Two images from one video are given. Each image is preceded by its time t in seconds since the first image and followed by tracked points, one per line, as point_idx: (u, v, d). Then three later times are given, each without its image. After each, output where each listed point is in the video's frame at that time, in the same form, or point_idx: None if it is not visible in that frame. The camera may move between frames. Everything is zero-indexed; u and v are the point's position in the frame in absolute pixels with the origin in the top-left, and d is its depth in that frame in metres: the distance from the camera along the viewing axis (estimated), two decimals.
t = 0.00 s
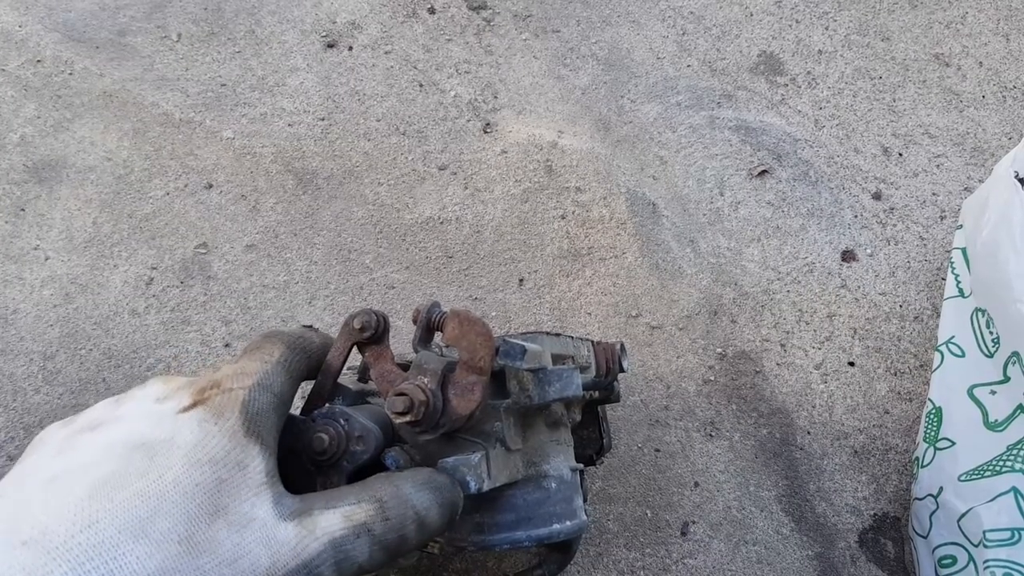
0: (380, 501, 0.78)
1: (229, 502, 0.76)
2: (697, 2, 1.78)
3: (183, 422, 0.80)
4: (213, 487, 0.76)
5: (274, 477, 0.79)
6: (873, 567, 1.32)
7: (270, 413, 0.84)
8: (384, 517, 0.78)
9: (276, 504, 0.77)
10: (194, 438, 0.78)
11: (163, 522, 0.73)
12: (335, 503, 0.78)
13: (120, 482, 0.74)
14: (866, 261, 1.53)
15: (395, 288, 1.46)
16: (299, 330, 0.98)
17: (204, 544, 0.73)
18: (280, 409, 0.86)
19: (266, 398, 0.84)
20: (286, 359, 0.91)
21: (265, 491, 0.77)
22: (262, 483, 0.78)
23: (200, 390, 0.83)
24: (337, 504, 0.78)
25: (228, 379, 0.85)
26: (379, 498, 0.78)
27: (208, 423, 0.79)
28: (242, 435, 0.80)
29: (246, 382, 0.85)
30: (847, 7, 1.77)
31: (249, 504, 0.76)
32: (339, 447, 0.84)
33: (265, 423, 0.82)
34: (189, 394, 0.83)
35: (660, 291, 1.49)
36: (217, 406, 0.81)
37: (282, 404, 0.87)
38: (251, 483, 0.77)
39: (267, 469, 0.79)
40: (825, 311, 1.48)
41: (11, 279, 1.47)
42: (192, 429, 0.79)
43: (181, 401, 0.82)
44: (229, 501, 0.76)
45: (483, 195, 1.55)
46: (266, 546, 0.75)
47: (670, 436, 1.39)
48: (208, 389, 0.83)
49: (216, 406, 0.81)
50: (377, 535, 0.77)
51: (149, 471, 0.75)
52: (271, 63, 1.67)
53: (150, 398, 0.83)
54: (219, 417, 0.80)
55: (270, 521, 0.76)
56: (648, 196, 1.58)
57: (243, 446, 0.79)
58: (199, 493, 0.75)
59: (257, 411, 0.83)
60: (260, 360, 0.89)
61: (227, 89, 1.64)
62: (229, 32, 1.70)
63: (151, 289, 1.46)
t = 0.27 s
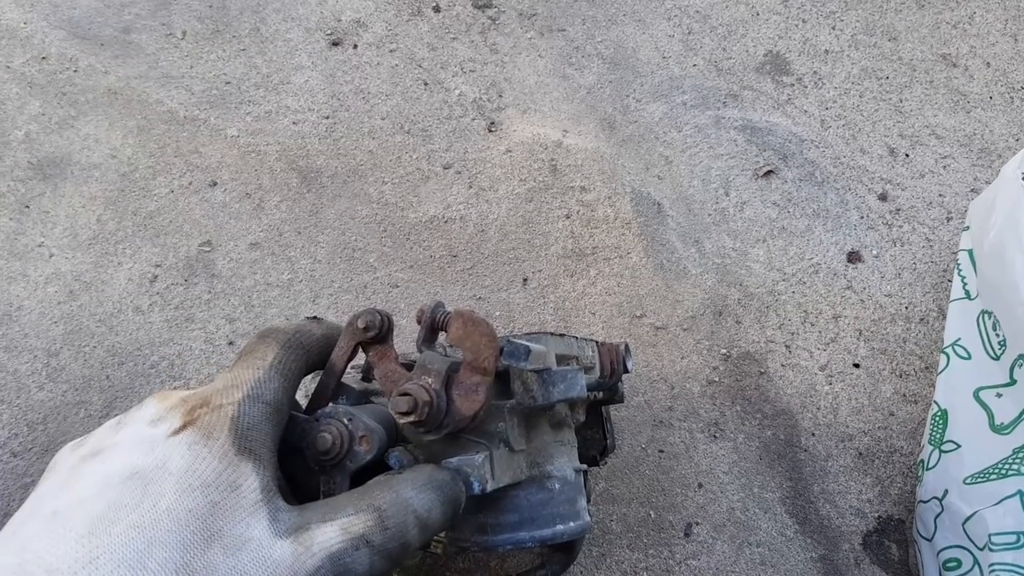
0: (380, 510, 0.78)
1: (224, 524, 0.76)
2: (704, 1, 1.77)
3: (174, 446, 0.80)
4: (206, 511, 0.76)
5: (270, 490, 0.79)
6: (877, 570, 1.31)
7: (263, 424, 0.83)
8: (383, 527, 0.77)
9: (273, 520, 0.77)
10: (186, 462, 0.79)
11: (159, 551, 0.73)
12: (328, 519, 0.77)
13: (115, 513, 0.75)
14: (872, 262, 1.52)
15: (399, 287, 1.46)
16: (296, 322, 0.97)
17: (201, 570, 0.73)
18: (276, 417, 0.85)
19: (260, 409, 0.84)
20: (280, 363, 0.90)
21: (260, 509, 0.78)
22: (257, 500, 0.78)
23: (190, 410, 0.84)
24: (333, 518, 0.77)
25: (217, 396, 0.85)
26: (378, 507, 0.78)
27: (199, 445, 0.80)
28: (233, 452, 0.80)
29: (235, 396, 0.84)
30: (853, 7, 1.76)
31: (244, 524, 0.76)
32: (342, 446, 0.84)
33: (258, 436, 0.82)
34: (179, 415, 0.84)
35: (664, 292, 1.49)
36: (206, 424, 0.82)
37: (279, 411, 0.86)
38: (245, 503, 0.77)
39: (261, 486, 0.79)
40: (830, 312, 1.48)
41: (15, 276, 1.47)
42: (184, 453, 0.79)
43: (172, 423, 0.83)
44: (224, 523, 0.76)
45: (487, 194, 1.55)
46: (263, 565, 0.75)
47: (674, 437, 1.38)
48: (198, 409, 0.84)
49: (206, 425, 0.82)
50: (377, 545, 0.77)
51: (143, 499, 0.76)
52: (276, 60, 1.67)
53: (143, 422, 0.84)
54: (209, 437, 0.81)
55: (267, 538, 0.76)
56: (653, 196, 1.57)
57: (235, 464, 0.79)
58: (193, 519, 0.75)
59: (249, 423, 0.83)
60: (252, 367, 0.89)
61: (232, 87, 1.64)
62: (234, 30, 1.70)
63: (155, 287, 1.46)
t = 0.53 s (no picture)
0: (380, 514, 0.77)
1: (224, 526, 0.76)
2: None
3: (175, 447, 0.80)
4: (206, 512, 0.76)
5: (270, 492, 0.79)
6: (879, 569, 1.31)
7: (263, 426, 0.83)
8: (381, 529, 0.77)
9: (273, 522, 0.77)
10: (186, 463, 0.79)
11: (159, 552, 0.73)
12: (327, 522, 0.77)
13: (115, 514, 0.75)
14: (874, 261, 1.52)
15: (400, 287, 1.46)
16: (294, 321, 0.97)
17: (201, 572, 0.73)
18: (275, 419, 0.85)
19: (261, 411, 0.84)
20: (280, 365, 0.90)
21: (260, 511, 0.78)
22: (257, 502, 0.78)
23: (190, 412, 0.84)
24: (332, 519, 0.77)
25: (216, 398, 0.85)
26: (378, 510, 0.77)
27: (199, 447, 0.80)
28: (233, 454, 0.80)
29: (235, 396, 0.84)
30: (855, 5, 1.76)
31: (244, 525, 0.76)
32: (343, 447, 0.83)
33: (258, 438, 0.82)
34: (179, 418, 0.84)
35: (666, 291, 1.48)
36: (206, 426, 0.82)
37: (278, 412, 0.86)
38: (245, 504, 0.78)
39: (261, 488, 0.79)
40: (832, 310, 1.48)
41: (16, 276, 1.47)
42: (184, 456, 0.79)
43: (172, 425, 0.83)
44: (224, 524, 0.76)
45: (488, 194, 1.55)
46: (263, 566, 0.75)
47: (676, 437, 1.38)
48: (197, 411, 0.84)
49: (206, 427, 0.82)
50: (376, 548, 0.76)
51: (143, 500, 0.76)
52: (276, 60, 1.66)
53: (142, 424, 0.84)
54: (209, 439, 0.81)
55: (267, 540, 0.76)
56: (655, 195, 1.57)
57: (236, 466, 0.79)
58: (192, 520, 0.75)
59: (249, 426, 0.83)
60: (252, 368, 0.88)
61: (233, 87, 1.64)
62: (235, 29, 1.69)
63: (156, 287, 1.46)
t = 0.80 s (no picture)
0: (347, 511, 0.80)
1: (194, 549, 0.81)
2: None
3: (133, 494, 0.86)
4: (174, 541, 0.82)
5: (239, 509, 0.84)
6: (878, 566, 1.31)
7: (213, 456, 0.88)
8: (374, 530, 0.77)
9: (245, 535, 0.82)
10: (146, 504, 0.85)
11: None
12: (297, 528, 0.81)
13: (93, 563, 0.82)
14: (872, 259, 1.52)
15: (398, 287, 1.46)
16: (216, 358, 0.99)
17: None
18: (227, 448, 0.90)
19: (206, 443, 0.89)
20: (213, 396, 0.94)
21: (228, 528, 0.83)
22: (223, 519, 0.83)
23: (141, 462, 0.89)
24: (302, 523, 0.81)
25: (160, 443, 0.90)
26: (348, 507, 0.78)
27: (153, 487, 0.86)
28: (189, 484, 0.85)
29: (178, 438, 0.90)
30: (852, 2, 1.76)
31: (216, 543, 0.82)
32: (341, 445, 0.83)
33: (212, 467, 0.87)
34: (131, 470, 0.89)
35: (664, 289, 1.48)
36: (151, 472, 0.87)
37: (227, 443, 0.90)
38: (212, 524, 0.83)
39: (227, 506, 0.84)
40: (830, 308, 1.48)
41: (14, 278, 1.47)
42: (143, 495, 0.85)
43: (124, 479, 0.89)
44: (195, 547, 0.82)
45: (486, 193, 1.54)
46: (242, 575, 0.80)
47: (674, 435, 1.38)
48: (146, 460, 0.89)
49: (155, 471, 0.87)
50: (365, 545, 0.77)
51: (113, 546, 0.82)
52: (274, 60, 1.66)
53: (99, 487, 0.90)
54: (161, 478, 0.86)
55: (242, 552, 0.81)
56: (653, 194, 1.57)
57: (195, 493, 0.85)
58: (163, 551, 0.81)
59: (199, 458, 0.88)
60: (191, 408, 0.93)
61: (230, 87, 1.63)
62: (232, 29, 1.69)
63: (153, 288, 1.45)
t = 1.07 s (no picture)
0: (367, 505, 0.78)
1: (206, 531, 0.78)
2: None
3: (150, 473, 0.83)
4: (187, 522, 0.78)
5: (249, 495, 0.81)
6: (878, 565, 1.31)
7: (230, 441, 0.85)
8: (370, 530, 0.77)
9: (256, 523, 0.79)
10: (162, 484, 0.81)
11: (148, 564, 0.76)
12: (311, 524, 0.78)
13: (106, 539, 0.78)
14: (871, 258, 1.52)
15: (397, 286, 1.46)
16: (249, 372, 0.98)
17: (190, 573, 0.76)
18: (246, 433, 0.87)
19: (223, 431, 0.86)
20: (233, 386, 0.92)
21: (241, 513, 0.79)
22: (236, 503, 0.80)
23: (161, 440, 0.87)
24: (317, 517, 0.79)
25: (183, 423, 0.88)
26: (365, 503, 0.78)
27: (170, 466, 0.82)
28: (206, 464, 0.82)
29: (199, 419, 0.87)
30: (851, 1, 1.76)
31: (226, 529, 0.78)
32: (339, 450, 0.82)
33: (230, 450, 0.84)
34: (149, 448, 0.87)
35: (663, 288, 1.48)
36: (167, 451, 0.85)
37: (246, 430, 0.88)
38: (225, 507, 0.79)
39: (241, 490, 0.81)
40: (829, 307, 1.48)
41: (13, 279, 1.47)
42: (159, 473, 0.82)
43: (142, 457, 0.86)
44: (207, 530, 0.78)
45: (485, 192, 1.54)
46: (251, 563, 0.76)
47: (674, 434, 1.38)
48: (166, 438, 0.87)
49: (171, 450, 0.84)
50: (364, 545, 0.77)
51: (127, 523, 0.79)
52: (272, 60, 1.66)
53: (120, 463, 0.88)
54: (180, 456, 0.83)
55: (252, 541, 0.77)
56: (651, 193, 1.57)
57: (211, 474, 0.81)
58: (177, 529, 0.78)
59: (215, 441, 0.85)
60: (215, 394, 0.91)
61: (229, 87, 1.63)
62: (230, 29, 1.69)
63: (152, 288, 1.45)
